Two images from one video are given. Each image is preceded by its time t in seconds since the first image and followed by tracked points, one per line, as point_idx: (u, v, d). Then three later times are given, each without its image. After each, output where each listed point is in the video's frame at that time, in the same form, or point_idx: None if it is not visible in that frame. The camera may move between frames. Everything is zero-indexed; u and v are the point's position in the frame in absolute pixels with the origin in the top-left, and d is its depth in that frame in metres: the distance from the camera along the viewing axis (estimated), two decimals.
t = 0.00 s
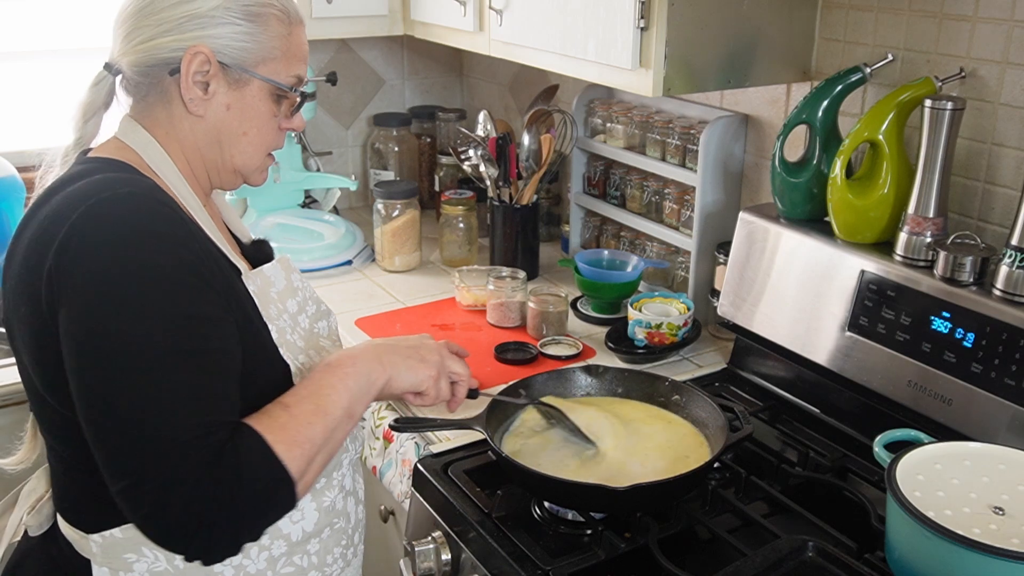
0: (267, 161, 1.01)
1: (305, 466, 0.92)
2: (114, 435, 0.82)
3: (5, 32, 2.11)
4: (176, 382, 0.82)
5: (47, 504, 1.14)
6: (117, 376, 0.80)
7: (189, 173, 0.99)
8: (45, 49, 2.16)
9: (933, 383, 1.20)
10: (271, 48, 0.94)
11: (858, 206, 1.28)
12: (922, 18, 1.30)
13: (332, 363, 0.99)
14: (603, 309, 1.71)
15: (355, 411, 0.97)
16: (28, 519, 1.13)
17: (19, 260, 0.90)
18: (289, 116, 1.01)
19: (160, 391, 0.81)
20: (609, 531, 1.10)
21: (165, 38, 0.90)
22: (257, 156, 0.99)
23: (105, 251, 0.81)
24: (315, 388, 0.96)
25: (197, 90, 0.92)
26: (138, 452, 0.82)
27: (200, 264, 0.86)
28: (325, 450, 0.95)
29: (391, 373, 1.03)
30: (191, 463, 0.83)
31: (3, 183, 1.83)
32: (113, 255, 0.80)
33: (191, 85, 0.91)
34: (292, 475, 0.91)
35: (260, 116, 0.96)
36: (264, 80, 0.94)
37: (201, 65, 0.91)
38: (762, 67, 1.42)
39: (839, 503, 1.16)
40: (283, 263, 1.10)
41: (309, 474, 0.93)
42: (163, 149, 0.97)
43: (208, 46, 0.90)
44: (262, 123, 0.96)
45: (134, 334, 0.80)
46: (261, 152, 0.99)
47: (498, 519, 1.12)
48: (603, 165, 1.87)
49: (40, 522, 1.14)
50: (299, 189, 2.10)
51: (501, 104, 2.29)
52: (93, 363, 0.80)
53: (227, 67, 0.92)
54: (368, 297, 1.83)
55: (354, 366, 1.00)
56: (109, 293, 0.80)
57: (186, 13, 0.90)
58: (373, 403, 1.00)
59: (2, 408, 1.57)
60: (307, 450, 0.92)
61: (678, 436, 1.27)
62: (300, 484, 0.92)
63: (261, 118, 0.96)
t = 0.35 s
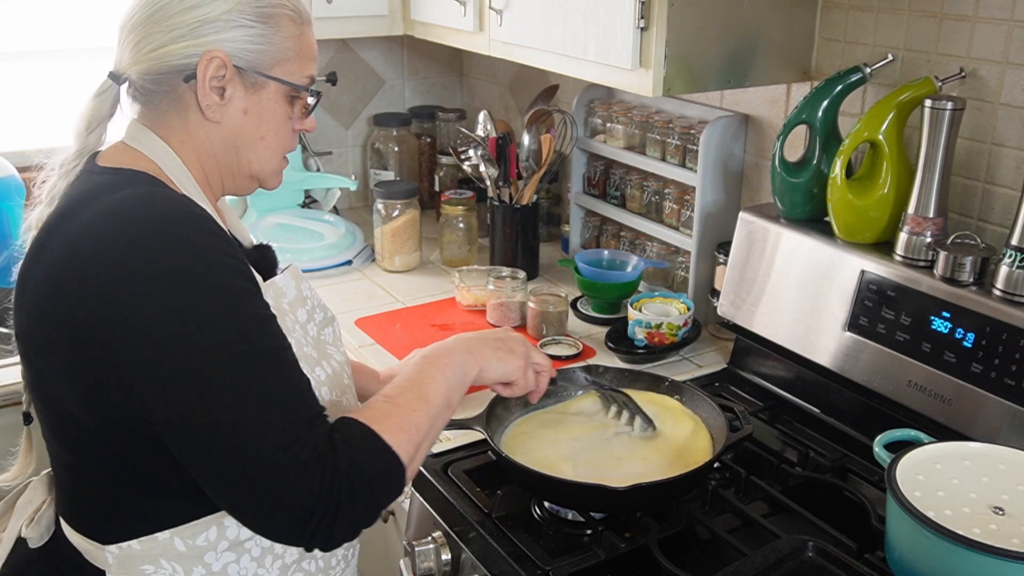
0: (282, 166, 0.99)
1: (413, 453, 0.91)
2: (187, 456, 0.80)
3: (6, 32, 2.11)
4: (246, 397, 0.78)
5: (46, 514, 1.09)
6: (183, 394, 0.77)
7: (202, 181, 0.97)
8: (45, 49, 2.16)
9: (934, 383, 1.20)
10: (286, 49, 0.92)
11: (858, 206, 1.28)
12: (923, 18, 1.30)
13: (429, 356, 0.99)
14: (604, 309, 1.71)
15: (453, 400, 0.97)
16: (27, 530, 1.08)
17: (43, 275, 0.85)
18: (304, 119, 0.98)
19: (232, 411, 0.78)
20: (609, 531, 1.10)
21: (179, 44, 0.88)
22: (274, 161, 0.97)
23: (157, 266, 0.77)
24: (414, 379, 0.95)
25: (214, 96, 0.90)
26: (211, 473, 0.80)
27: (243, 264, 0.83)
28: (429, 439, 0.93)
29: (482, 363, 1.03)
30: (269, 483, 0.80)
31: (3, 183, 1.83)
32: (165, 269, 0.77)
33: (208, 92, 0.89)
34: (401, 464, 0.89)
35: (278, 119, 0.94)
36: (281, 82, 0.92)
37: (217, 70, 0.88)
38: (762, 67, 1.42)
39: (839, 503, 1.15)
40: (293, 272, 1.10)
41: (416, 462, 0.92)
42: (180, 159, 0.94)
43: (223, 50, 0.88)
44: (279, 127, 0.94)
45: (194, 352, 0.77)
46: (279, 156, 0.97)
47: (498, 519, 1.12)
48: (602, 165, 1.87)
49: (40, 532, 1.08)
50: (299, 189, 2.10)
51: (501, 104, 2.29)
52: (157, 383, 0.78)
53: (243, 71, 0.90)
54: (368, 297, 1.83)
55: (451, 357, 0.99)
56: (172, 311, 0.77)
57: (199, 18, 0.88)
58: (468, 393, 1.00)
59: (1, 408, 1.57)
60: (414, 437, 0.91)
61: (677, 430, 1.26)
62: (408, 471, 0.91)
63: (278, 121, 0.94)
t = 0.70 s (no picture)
0: (282, 161, 0.98)
1: (428, 447, 0.89)
2: (196, 454, 0.80)
3: (5, 32, 2.11)
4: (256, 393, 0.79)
5: (54, 494, 1.07)
6: (193, 393, 0.77)
7: (198, 172, 0.98)
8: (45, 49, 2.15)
9: (934, 383, 1.20)
10: (276, 44, 0.91)
11: (858, 206, 1.28)
12: (923, 18, 1.30)
13: (458, 355, 0.97)
14: (604, 309, 1.71)
15: (480, 401, 0.95)
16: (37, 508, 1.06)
17: (46, 282, 0.85)
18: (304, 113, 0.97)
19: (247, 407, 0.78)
20: (609, 531, 1.10)
21: (172, 42, 0.88)
22: (273, 156, 0.96)
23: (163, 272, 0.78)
24: (439, 377, 0.94)
25: (207, 92, 0.90)
26: (226, 471, 0.80)
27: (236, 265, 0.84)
28: (449, 436, 0.92)
29: (517, 367, 1.01)
30: (284, 476, 0.80)
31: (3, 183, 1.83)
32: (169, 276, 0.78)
33: (200, 88, 0.89)
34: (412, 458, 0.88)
35: (275, 113, 0.93)
36: (273, 76, 0.91)
37: (208, 66, 0.88)
38: (762, 67, 1.42)
39: (839, 503, 1.16)
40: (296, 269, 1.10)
41: (433, 458, 0.90)
42: (176, 155, 0.95)
43: (214, 46, 0.88)
44: (273, 121, 0.93)
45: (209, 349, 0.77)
46: (278, 151, 0.96)
47: (498, 519, 1.12)
48: (603, 165, 1.87)
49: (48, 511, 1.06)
50: (299, 189, 2.10)
51: (500, 104, 2.29)
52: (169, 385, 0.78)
53: (234, 67, 0.89)
54: (368, 297, 1.83)
55: (481, 359, 0.97)
56: (179, 314, 0.77)
57: (190, 14, 0.88)
58: (497, 396, 0.98)
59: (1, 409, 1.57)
60: (431, 432, 0.89)
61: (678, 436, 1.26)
62: (424, 466, 0.89)
63: (275, 116, 0.94)
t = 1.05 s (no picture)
0: (277, 138, 1.03)
1: (300, 425, 0.93)
2: (124, 377, 0.86)
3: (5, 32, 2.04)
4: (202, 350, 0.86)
5: (80, 436, 1.20)
6: (139, 321, 0.84)
7: (205, 147, 1.05)
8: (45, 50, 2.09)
9: (934, 383, 1.20)
10: (262, 29, 0.95)
11: (858, 206, 1.28)
12: (923, 18, 1.30)
13: (365, 345, 1.01)
14: (604, 309, 1.71)
15: (376, 388, 0.98)
16: (63, 447, 1.20)
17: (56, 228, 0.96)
18: (298, 96, 1.01)
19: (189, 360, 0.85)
20: (609, 531, 1.10)
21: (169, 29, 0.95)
22: (264, 132, 1.01)
23: (161, 226, 0.86)
24: (339, 364, 0.97)
25: (199, 73, 0.97)
26: (141, 400, 0.86)
27: (214, 238, 0.91)
28: (332, 417, 0.95)
29: (428, 362, 1.03)
30: (188, 412, 0.86)
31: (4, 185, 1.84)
32: (165, 233, 0.86)
33: (192, 68, 0.96)
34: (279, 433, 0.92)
35: (264, 94, 0.98)
36: (257, 58, 0.96)
37: (197, 49, 0.95)
38: (762, 67, 1.42)
39: (839, 503, 1.15)
40: (298, 232, 1.17)
41: (308, 434, 0.94)
42: (182, 126, 1.03)
43: (202, 31, 0.94)
44: (260, 99, 0.98)
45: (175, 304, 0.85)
46: (268, 129, 1.01)
47: (498, 519, 1.12)
48: (603, 165, 1.87)
49: (73, 450, 1.20)
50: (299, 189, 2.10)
51: (501, 104, 2.29)
52: (119, 313, 0.84)
53: (221, 50, 0.95)
54: (368, 297, 1.83)
55: (387, 351, 1.00)
56: (161, 252, 0.85)
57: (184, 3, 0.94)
58: (399, 388, 1.00)
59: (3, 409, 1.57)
60: (304, 410, 0.93)
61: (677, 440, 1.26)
62: (295, 442, 0.93)
63: (264, 96, 0.98)
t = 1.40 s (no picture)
0: (285, 125, 1.12)
1: (219, 380, 1.01)
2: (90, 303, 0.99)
3: (5, 32, 2.03)
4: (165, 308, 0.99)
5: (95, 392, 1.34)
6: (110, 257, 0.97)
7: (221, 127, 1.15)
8: (45, 50, 2.08)
9: (934, 383, 1.20)
10: (273, 23, 1.04)
11: (858, 206, 1.28)
12: (923, 18, 1.30)
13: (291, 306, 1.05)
14: (604, 309, 1.71)
15: (293, 349, 1.03)
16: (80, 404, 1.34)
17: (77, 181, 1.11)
18: (305, 88, 1.10)
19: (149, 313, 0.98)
20: (609, 531, 1.10)
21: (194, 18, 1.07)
22: (272, 118, 1.11)
23: (155, 201, 0.99)
24: (259, 325, 1.02)
25: (215, 61, 1.07)
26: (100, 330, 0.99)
27: (203, 217, 1.04)
28: (251, 375, 1.02)
29: (341, 327, 1.05)
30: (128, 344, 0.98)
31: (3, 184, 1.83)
32: (152, 199, 0.99)
33: (209, 55, 1.07)
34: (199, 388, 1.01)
35: (272, 83, 1.08)
36: (266, 50, 1.05)
37: (214, 39, 1.05)
38: (762, 67, 1.42)
39: (840, 503, 1.15)
40: (306, 213, 1.21)
41: (228, 389, 1.02)
42: (201, 108, 1.14)
43: (219, 22, 1.04)
44: (268, 87, 1.07)
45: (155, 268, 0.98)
46: (276, 116, 1.11)
47: (498, 519, 1.12)
48: (603, 165, 1.87)
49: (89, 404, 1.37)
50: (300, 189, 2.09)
51: (501, 104, 2.29)
52: (98, 260, 0.98)
53: (235, 41, 1.05)
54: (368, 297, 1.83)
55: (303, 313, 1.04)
56: (146, 207, 0.99)
57: None
58: (316, 349, 1.04)
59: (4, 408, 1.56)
60: (222, 368, 1.00)
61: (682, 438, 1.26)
62: (214, 397, 1.02)
63: (272, 85, 1.08)
